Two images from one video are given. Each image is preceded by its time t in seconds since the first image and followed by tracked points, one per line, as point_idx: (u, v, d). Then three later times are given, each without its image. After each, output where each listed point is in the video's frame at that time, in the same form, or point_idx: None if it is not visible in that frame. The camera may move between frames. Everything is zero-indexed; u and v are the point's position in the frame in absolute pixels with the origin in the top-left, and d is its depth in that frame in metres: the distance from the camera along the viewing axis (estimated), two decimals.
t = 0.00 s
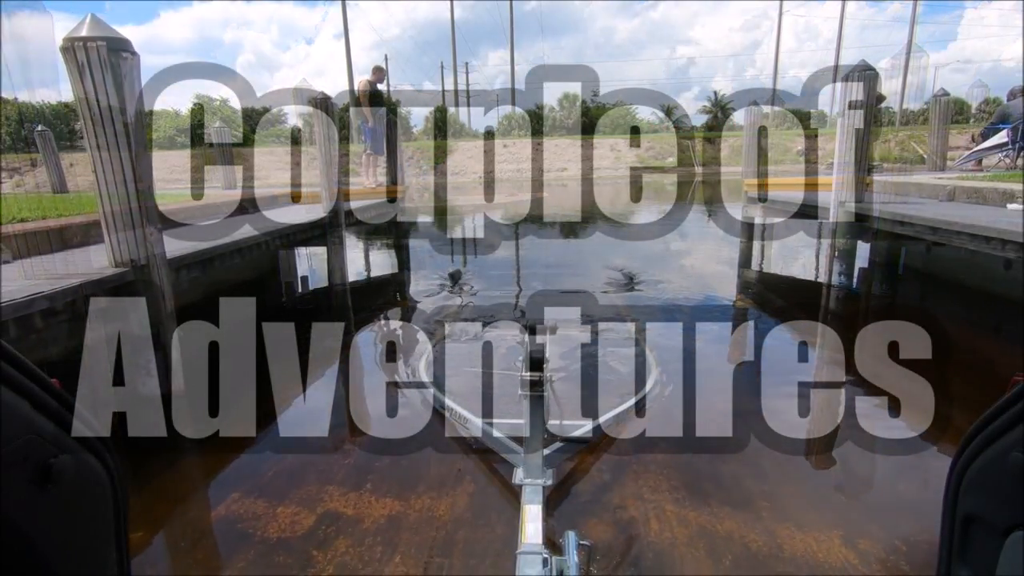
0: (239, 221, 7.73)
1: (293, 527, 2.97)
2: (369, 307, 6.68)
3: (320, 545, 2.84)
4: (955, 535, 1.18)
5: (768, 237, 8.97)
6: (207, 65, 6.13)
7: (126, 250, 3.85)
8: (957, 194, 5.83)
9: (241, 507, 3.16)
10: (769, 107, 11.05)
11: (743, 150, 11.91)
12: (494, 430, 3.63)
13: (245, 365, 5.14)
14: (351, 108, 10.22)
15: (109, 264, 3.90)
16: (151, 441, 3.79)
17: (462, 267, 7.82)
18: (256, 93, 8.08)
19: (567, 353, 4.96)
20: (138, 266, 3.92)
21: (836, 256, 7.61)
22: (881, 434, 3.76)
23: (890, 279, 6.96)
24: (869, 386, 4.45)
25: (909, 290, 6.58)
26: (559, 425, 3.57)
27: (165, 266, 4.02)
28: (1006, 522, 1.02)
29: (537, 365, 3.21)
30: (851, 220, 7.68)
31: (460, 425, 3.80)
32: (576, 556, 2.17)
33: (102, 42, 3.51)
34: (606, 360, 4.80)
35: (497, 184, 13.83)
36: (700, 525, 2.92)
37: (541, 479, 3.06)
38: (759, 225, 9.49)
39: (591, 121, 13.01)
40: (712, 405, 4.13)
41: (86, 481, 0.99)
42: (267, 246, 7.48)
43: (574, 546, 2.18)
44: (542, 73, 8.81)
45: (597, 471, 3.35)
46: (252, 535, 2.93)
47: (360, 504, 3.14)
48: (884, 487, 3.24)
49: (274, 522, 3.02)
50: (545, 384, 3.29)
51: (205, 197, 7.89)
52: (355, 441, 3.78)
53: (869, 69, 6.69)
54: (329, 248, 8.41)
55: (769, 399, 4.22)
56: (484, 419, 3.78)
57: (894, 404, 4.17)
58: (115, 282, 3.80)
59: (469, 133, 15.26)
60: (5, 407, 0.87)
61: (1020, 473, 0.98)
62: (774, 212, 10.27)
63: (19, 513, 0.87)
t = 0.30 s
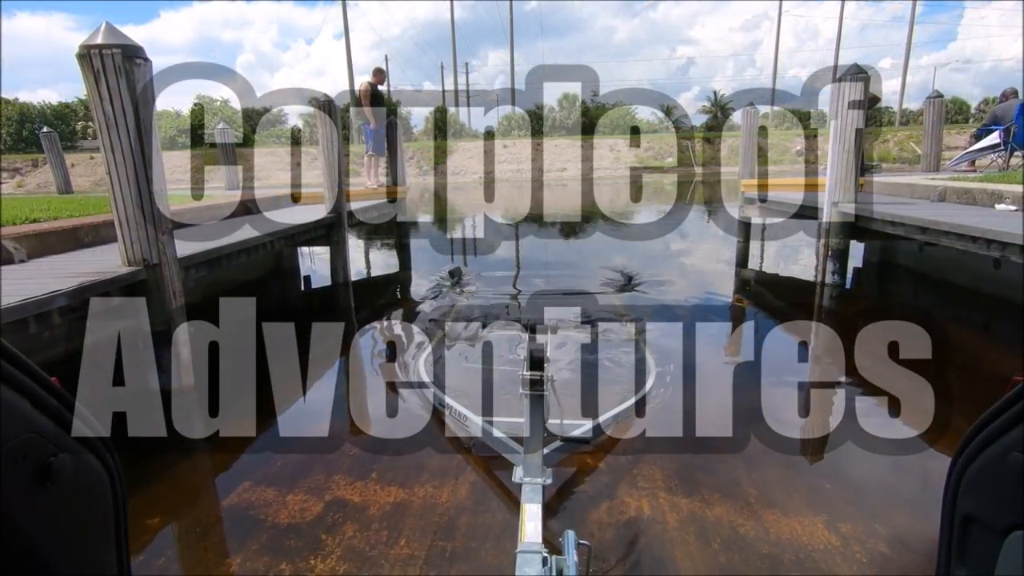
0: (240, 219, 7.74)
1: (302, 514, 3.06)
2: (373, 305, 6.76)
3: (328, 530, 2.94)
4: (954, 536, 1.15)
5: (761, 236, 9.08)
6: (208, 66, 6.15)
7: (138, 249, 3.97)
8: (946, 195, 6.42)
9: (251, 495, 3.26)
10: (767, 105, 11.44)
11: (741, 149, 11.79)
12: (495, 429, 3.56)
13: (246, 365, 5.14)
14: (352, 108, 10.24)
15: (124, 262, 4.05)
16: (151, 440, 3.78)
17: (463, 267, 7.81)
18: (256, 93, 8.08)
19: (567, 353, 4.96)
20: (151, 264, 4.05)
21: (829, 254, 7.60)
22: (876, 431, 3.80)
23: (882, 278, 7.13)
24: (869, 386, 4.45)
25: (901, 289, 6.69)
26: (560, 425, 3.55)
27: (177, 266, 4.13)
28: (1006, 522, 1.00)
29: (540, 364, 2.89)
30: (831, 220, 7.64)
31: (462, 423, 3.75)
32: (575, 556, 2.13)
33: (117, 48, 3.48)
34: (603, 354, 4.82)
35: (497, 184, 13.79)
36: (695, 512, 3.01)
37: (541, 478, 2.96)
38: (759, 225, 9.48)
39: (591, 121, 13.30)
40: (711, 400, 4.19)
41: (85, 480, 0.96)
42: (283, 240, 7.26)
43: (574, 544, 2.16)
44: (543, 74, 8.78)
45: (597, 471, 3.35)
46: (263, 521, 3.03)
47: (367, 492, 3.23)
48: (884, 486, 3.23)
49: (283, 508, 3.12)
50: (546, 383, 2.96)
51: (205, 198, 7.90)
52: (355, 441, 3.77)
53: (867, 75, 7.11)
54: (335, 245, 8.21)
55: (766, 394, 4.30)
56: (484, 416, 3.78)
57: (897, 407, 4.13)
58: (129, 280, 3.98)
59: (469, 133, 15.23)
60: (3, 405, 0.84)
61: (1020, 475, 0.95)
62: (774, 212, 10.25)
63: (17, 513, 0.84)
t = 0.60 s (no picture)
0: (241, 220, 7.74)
1: (311, 502, 3.18)
2: (375, 305, 6.80)
3: (336, 517, 3.06)
4: (954, 535, 1.15)
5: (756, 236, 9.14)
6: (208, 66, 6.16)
7: (150, 250, 4.07)
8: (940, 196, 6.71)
9: (262, 485, 3.38)
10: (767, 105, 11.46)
11: (738, 150, 11.82)
12: (495, 429, 3.54)
13: (247, 365, 5.16)
14: (352, 108, 10.24)
15: (136, 261, 4.13)
16: (152, 440, 3.80)
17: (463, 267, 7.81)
18: (256, 93, 8.11)
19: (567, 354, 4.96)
20: (162, 264, 4.14)
21: (823, 255, 7.73)
22: (870, 427, 3.87)
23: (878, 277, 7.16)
24: (868, 386, 4.46)
25: (894, 288, 6.76)
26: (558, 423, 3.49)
27: (187, 266, 4.22)
28: (1005, 521, 1.00)
29: (538, 363, 2.89)
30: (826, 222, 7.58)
31: (462, 424, 3.73)
32: (574, 556, 2.13)
33: (130, 55, 3.56)
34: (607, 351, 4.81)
35: (497, 184, 13.71)
36: (685, 499, 3.12)
37: (540, 477, 2.94)
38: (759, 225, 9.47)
39: (590, 121, 13.17)
40: (707, 395, 4.28)
41: (86, 478, 0.96)
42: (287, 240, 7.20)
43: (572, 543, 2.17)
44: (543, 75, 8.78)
45: (597, 471, 3.36)
46: (273, 508, 3.15)
47: (372, 481, 3.35)
48: (883, 486, 3.25)
49: (292, 496, 3.24)
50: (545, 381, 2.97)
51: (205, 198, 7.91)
52: (356, 441, 3.79)
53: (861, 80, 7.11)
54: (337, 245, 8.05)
55: (761, 390, 4.39)
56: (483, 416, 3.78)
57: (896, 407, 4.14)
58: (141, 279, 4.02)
59: (469, 134, 15.22)
60: (3, 404, 0.84)
61: (1020, 475, 0.95)
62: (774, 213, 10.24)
63: (14, 509, 0.84)
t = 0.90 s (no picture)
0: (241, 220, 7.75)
1: (319, 490, 3.29)
2: (378, 305, 6.82)
3: (343, 504, 3.17)
4: (953, 537, 1.06)
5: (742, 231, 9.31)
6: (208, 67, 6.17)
7: (160, 250, 4.15)
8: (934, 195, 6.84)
9: (271, 474, 3.48)
10: (767, 105, 11.46)
11: (738, 150, 11.81)
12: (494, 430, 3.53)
13: (247, 365, 5.16)
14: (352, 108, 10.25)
15: (146, 260, 4.19)
16: (151, 440, 3.83)
17: (463, 267, 7.80)
18: (256, 93, 8.12)
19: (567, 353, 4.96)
20: (172, 263, 4.23)
21: (816, 254, 7.79)
22: (866, 422, 3.92)
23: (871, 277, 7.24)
24: (868, 387, 4.45)
25: (888, 286, 6.80)
26: (557, 423, 3.47)
27: (196, 265, 4.32)
28: (1003, 524, 0.93)
29: (537, 363, 2.88)
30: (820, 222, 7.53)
31: (462, 423, 3.69)
32: (573, 556, 2.11)
33: (143, 62, 3.64)
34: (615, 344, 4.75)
35: (497, 184, 13.69)
36: (677, 488, 3.22)
37: (539, 477, 2.89)
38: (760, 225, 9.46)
39: (589, 121, 13.13)
40: (705, 391, 4.35)
41: (86, 477, 0.94)
42: (291, 241, 7.18)
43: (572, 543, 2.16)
44: (543, 77, 8.77)
45: (596, 471, 3.36)
46: (283, 496, 3.25)
47: (377, 471, 3.45)
48: (882, 485, 3.25)
49: (301, 484, 3.35)
50: (543, 381, 2.97)
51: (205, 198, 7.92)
52: (355, 442, 3.79)
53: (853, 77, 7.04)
54: (339, 246, 8.03)
55: (756, 385, 4.47)
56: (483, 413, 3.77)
57: (897, 407, 4.14)
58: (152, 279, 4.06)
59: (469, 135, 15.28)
60: (3, 402, 0.82)
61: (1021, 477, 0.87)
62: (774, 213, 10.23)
63: (13, 508, 0.82)
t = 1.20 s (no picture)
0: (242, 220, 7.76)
1: (327, 480, 3.39)
2: (380, 305, 6.83)
3: (350, 493, 3.27)
4: (951, 536, 1.02)
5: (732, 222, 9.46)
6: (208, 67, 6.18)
7: (171, 250, 4.31)
8: (924, 196, 6.90)
9: (281, 465, 3.58)
10: (767, 105, 11.47)
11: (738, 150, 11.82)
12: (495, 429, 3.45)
13: (246, 364, 5.16)
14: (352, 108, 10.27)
15: (157, 260, 4.37)
16: (152, 440, 3.83)
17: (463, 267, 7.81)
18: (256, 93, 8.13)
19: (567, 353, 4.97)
20: (182, 263, 4.39)
21: (810, 253, 7.68)
22: (862, 418, 3.99)
23: (864, 276, 7.25)
24: (867, 387, 4.47)
25: (881, 284, 6.81)
26: (558, 422, 3.40)
27: (205, 265, 4.47)
28: (1003, 522, 0.89)
29: (537, 362, 2.88)
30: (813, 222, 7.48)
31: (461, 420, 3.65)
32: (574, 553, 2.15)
33: (155, 68, 3.82)
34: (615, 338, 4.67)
35: (497, 184, 13.70)
36: (669, 477, 3.34)
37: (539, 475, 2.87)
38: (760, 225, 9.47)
39: (589, 122, 13.20)
40: (703, 386, 4.43)
41: (86, 479, 0.89)
42: (295, 242, 7.23)
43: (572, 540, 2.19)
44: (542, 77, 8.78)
45: (595, 471, 3.37)
46: (292, 487, 3.35)
47: (383, 462, 3.55)
48: (880, 485, 3.26)
49: (309, 473, 3.47)
50: (543, 380, 2.97)
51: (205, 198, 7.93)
52: (355, 442, 3.80)
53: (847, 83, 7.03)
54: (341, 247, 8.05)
55: (752, 381, 4.54)
56: (484, 409, 3.78)
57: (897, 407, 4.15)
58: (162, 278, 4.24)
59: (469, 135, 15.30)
60: (2, 399, 0.77)
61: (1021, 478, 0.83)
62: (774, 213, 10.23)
63: (12, 507, 0.78)
